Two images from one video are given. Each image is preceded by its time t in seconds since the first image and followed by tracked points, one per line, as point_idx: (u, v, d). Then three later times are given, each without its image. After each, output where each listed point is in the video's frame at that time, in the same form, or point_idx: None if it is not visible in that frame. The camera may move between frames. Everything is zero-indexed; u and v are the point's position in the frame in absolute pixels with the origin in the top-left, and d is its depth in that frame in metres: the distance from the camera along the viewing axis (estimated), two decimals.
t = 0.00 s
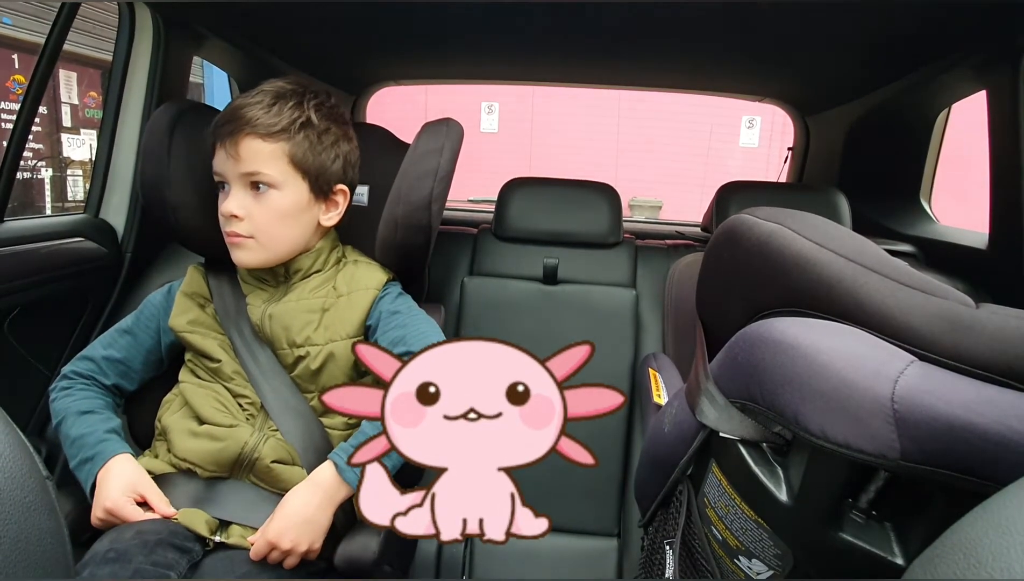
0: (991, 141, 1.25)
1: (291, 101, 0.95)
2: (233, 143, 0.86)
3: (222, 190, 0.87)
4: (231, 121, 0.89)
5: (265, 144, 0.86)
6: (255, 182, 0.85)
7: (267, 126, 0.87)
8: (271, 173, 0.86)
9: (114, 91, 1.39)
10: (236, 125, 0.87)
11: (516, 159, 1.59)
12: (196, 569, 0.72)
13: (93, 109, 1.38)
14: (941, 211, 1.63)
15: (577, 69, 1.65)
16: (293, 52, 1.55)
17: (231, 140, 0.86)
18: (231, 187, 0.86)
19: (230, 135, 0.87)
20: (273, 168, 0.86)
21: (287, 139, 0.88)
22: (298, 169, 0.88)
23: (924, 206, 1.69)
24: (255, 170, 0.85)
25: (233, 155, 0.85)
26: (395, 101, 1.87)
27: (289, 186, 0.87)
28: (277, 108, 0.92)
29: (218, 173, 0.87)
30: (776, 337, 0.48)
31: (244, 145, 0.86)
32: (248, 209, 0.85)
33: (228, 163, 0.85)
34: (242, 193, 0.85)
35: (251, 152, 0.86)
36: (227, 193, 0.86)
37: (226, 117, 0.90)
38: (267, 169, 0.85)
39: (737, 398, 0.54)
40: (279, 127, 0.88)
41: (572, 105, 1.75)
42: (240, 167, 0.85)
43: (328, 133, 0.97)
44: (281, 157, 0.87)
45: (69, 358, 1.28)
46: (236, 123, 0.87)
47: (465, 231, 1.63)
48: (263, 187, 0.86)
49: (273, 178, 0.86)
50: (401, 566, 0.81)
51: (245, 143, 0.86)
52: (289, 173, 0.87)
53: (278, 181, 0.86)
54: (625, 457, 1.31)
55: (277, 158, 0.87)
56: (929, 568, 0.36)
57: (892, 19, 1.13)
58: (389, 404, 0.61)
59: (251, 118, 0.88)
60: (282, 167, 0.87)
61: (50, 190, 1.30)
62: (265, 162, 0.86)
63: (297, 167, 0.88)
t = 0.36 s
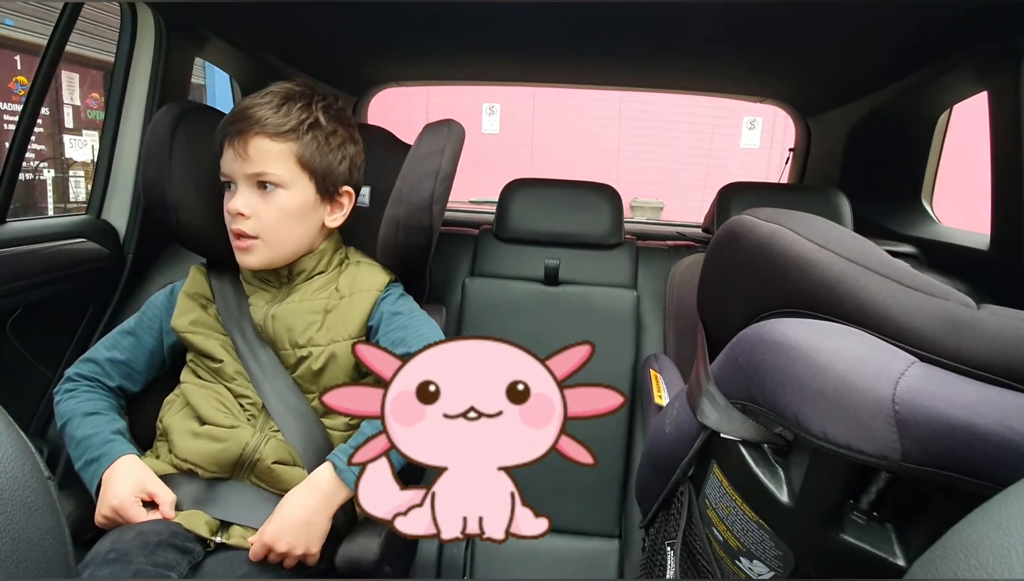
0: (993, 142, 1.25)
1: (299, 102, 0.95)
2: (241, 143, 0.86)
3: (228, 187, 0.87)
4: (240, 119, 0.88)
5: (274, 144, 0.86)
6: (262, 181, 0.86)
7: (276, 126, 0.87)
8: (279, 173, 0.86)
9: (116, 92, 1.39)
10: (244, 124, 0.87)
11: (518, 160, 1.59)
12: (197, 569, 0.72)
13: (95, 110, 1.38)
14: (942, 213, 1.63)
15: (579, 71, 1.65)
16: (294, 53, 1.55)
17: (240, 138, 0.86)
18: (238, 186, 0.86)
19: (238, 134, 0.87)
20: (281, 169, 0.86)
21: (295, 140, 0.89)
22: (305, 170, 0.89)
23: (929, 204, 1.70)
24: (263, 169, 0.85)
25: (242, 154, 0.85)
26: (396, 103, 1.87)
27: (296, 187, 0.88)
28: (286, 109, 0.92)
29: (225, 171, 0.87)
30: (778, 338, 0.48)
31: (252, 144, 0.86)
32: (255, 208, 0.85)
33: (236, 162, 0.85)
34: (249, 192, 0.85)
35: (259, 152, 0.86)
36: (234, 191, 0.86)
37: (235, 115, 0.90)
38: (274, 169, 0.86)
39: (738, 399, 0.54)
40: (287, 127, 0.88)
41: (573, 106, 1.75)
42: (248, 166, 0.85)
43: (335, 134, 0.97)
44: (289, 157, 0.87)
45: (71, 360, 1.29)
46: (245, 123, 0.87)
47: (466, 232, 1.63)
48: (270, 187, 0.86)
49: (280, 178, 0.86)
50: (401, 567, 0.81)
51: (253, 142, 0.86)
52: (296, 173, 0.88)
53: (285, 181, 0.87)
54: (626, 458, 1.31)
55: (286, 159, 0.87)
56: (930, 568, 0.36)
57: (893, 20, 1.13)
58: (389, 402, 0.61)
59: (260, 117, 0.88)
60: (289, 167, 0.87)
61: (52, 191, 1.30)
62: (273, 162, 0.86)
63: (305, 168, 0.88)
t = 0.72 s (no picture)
0: (994, 142, 1.25)
1: (301, 102, 0.95)
2: (243, 141, 0.85)
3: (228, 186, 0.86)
4: (241, 118, 0.88)
5: (275, 143, 0.86)
6: (264, 181, 0.85)
7: (277, 125, 0.87)
8: (281, 173, 0.86)
9: (117, 92, 1.39)
10: (247, 123, 0.87)
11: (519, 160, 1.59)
12: (197, 568, 0.72)
13: (97, 110, 1.39)
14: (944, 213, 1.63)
15: (580, 71, 1.65)
16: (296, 53, 1.55)
17: (241, 137, 0.86)
18: (239, 184, 0.85)
19: (241, 133, 0.86)
20: (283, 168, 0.86)
21: (297, 139, 0.89)
22: (307, 169, 0.88)
23: (931, 206, 1.70)
24: (265, 168, 0.85)
25: (243, 152, 0.85)
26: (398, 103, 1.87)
27: (298, 186, 0.87)
28: (288, 108, 0.92)
29: (226, 169, 0.86)
30: (779, 339, 0.48)
31: (255, 143, 0.85)
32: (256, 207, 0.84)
33: (237, 160, 0.85)
34: (250, 190, 0.84)
35: (261, 151, 0.85)
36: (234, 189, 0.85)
37: (235, 114, 0.90)
38: (276, 169, 0.85)
39: (739, 400, 0.54)
40: (289, 126, 0.88)
41: (575, 106, 1.75)
42: (249, 164, 0.85)
43: (336, 134, 0.97)
44: (291, 156, 0.87)
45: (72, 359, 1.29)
46: (247, 122, 0.87)
47: (468, 232, 1.63)
48: (273, 186, 0.86)
49: (283, 177, 0.86)
50: (402, 567, 0.81)
51: (256, 141, 0.85)
52: (297, 172, 0.87)
53: (287, 180, 0.86)
54: (627, 458, 1.30)
55: (287, 157, 0.87)
56: (931, 568, 0.36)
57: (895, 20, 1.13)
58: (389, 401, 0.61)
59: (262, 117, 0.88)
60: (291, 167, 0.87)
61: (54, 191, 1.30)
62: (274, 160, 0.86)
63: (307, 167, 0.89)
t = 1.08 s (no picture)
0: (996, 142, 1.25)
1: (309, 101, 0.95)
2: (263, 143, 0.85)
3: (244, 187, 0.86)
4: (258, 118, 0.87)
5: (295, 148, 0.86)
6: (283, 184, 0.86)
7: (297, 129, 0.87)
8: (300, 177, 0.87)
9: (120, 91, 1.39)
10: (264, 123, 0.86)
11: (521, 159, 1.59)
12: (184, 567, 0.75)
13: (99, 109, 1.39)
14: (946, 213, 1.63)
15: (582, 70, 1.65)
16: (298, 53, 1.55)
17: (260, 139, 0.85)
18: (257, 186, 0.85)
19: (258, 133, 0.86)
20: (302, 172, 0.87)
21: (315, 142, 0.89)
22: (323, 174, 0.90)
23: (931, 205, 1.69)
24: (286, 172, 0.85)
25: (263, 156, 0.85)
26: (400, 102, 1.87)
27: (315, 190, 0.89)
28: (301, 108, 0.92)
29: (241, 169, 0.86)
30: (779, 338, 0.48)
31: (275, 146, 0.85)
32: (276, 212, 0.86)
33: (257, 164, 0.84)
34: (270, 194, 0.85)
35: (282, 154, 0.86)
36: (252, 192, 0.85)
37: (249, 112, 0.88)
38: (296, 172, 0.86)
39: (740, 398, 0.54)
40: (308, 131, 0.88)
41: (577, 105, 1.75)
42: (269, 169, 0.85)
43: (345, 134, 0.98)
44: (309, 161, 0.88)
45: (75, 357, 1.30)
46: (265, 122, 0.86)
47: (469, 231, 1.63)
48: (292, 190, 0.86)
49: (302, 181, 0.87)
50: (402, 566, 0.82)
51: (276, 144, 0.85)
52: (315, 177, 0.89)
53: (305, 184, 0.87)
54: (628, 458, 1.30)
55: (306, 162, 0.87)
56: (929, 566, 0.36)
57: (897, 20, 1.13)
58: (389, 400, 0.61)
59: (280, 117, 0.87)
60: (309, 171, 0.88)
61: (56, 189, 1.30)
62: (294, 166, 0.86)
63: (323, 171, 0.90)
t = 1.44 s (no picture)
0: (999, 143, 1.25)
1: (322, 98, 0.96)
2: (297, 145, 0.87)
3: (275, 188, 0.87)
4: (284, 120, 0.88)
5: (326, 149, 0.89)
6: (316, 185, 0.88)
7: (325, 130, 0.89)
8: (330, 177, 0.90)
9: (123, 91, 1.40)
10: (292, 124, 0.88)
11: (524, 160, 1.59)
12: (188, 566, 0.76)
13: (103, 108, 1.39)
14: (948, 214, 1.63)
15: (585, 71, 1.66)
16: (302, 54, 1.56)
17: (294, 141, 0.87)
18: (291, 187, 0.87)
19: (291, 134, 0.87)
20: (332, 172, 0.90)
21: (341, 142, 0.92)
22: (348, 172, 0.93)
23: (935, 206, 1.70)
24: (318, 173, 0.88)
25: (298, 157, 0.87)
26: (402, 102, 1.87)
27: (341, 188, 0.92)
28: (321, 107, 0.93)
29: (272, 169, 0.87)
30: (781, 340, 0.48)
31: (309, 148, 0.87)
32: (311, 212, 0.89)
33: (292, 165, 0.86)
34: (305, 195, 0.88)
35: (315, 156, 0.88)
36: (286, 194, 0.87)
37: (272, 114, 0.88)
38: (328, 173, 0.89)
39: (742, 399, 0.54)
40: (335, 131, 0.91)
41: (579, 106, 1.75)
42: (304, 170, 0.87)
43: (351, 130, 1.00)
44: (338, 161, 0.91)
45: (78, 356, 1.31)
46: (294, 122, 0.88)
47: (471, 231, 1.63)
48: (323, 190, 0.89)
49: (332, 181, 0.90)
50: (404, 565, 0.82)
51: (310, 146, 0.87)
52: (341, 175, 0.92)
53: (334, 183, 0.91)
54: (630, 459, 1.31)
55: (335, 162, 0.90)
56: (929, 567, 0.36)
57: (899, 21, 1.13)
58: (389, 401, 0.61)
59: (307, 120, 0.89)
60: (337, 170, 0.91)
61: (60, 189, 1.31)
62: (327, 167, 0.89)
63: (347, 169, 0.93)
